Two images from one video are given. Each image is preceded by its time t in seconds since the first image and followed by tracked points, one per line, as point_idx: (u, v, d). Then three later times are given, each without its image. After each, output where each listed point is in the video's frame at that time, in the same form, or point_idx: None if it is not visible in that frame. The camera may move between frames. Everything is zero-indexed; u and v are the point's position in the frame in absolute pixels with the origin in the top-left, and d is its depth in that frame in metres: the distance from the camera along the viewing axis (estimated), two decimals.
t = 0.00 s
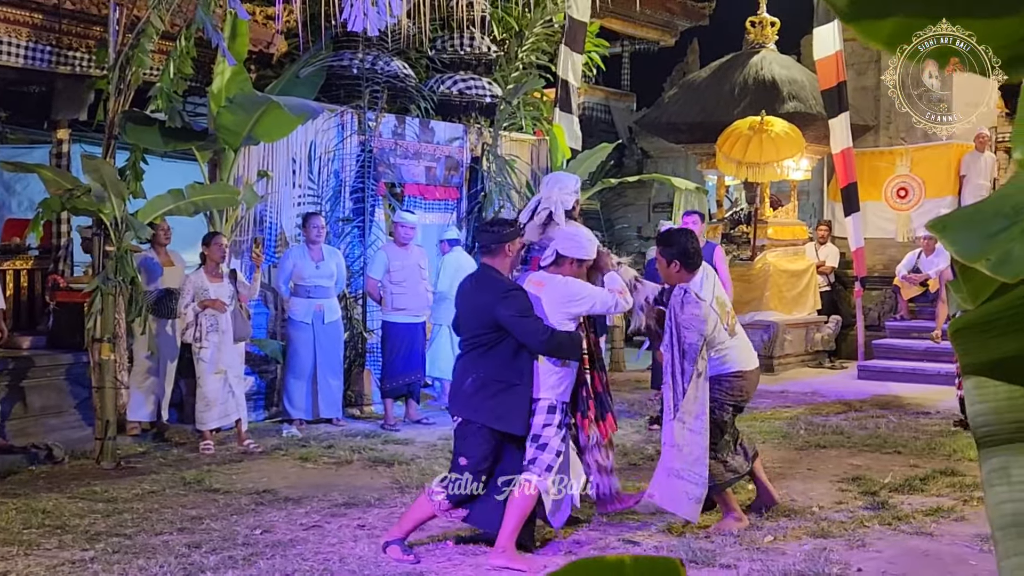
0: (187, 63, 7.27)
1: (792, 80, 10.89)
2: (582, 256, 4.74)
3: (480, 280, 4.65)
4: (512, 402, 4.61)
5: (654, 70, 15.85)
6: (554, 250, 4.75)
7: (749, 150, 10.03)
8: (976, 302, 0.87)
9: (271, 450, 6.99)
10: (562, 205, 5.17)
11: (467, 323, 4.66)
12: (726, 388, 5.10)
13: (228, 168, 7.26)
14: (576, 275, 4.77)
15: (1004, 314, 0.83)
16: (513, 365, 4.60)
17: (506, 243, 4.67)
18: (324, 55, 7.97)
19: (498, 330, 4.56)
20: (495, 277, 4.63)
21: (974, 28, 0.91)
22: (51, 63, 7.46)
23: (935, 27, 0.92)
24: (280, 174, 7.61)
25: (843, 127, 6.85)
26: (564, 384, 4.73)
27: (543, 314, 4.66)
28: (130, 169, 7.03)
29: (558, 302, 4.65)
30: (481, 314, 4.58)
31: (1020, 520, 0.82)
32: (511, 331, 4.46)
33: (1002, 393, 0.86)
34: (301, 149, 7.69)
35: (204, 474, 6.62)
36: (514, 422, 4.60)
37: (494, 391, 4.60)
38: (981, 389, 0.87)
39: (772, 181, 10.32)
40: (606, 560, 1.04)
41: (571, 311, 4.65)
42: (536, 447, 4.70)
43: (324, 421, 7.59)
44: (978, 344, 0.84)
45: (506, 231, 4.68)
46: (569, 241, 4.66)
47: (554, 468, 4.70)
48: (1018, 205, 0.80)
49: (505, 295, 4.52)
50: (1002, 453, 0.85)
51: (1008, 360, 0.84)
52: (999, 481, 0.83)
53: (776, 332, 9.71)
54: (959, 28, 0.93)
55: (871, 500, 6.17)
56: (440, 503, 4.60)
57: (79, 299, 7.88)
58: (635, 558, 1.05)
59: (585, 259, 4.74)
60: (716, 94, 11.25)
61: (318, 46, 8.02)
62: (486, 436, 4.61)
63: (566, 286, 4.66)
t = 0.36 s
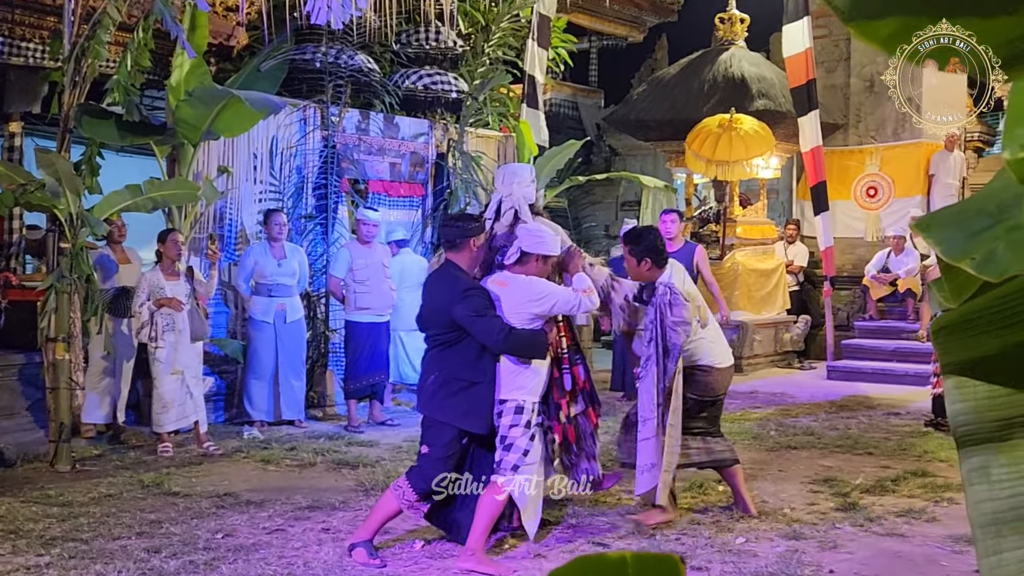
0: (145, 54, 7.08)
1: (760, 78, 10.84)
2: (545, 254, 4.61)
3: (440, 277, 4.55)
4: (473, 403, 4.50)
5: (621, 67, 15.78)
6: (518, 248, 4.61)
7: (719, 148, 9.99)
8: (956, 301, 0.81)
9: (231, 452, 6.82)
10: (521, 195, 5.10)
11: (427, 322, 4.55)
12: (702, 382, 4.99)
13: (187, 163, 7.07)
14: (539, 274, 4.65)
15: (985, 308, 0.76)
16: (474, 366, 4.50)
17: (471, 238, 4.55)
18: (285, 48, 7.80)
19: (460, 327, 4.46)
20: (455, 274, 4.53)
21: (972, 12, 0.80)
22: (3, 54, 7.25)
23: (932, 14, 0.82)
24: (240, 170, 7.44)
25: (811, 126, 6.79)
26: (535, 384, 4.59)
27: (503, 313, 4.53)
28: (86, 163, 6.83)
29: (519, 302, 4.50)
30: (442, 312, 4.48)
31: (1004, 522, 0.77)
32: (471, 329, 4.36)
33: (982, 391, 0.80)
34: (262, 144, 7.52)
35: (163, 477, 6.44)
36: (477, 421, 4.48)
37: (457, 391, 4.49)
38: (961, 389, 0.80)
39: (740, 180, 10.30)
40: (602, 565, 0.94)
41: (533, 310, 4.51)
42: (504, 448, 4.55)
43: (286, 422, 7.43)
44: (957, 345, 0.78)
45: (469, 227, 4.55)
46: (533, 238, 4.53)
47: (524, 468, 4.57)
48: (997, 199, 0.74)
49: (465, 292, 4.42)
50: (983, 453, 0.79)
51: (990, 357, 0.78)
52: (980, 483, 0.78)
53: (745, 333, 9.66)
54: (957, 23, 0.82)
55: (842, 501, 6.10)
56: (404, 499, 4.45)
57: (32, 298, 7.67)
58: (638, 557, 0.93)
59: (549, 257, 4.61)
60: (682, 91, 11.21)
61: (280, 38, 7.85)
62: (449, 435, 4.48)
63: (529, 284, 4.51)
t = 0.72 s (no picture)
0: (102, 42, 6.68)
1: (752, 69, 10.54)
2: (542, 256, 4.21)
3: (424, 278, 4.15)
4: (454, 413, 4.08)
5: (603, 61, 15.42)
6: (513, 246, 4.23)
7: (709, 144, 9.67)
8: (960, 299, 0.88)
9: (193, 463, 6.45)
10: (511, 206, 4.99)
11: (407, 323, 4.13)
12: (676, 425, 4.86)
13: (148, 157, 6.66)
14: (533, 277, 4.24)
15: (990, 308, 0.80)
16: (455, 373, 4.09)
17: (458, 238, 4.15)
18: (252, 36, 7.42)
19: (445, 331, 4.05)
20: (441, 275, 4.13)
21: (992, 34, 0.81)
22: None
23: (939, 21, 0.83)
24: (204, 165, 7.06)
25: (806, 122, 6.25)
26: (517, 393, 4.21)
27: (492, 317, 4.10)
28: (40, 157, 6.42)
29: (508, 305, 4.08)
30: (426, 313, 4.07)
31: (1006, 525, 0.84)
32: (461, 333, 3.97)
33: (985, 391, 0.85)
34: (226, 138, 7.15)
35: (121, 490, 6.05)
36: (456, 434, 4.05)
37: (438, 399, 4.07)
38: (963, 390, 0.86)
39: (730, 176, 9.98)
40: (605, 548, 0.94)
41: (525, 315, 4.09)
42: (484, 457, 4.14)
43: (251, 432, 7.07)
44: (959, 346, 0.82)
45: (458, 226, 4.16)
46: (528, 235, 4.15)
47: (507, 482, 4.17)
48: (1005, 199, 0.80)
49: (453, 293, 4.03)
50: (985, 452, 0.85)
51: (994, 357, 0.82)
52: (981, 485, 0.85)
53: (735, 339, 9.35)
54: (959, 27, 0.84)
55: (837, 513, 5.77)
56: (396, 509, 3.97)
57: None
58: (636, 544, 0.94)
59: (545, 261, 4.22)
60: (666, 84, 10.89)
61: (245, 27, 7.47)
62: (427, 447, 4.03)
63: (520, 286, 4.10)
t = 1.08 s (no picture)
0: (79, 39, 6.55)
1: (738, 74, 10.48)
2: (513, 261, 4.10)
3: (406, 283, 3.97)
4: (443, 421, 3.96)
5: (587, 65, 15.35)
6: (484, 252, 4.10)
7: (693, 148, 9.58)
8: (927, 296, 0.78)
9: (169, 468, 6.32)
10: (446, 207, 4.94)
11: (390, 329, 3.98)
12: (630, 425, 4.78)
13: (124, 157, 6.57)
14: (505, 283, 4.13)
15: (962, 306, 0.70)
16: (444, 379, 3.95)
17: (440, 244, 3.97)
18: (232, 35, 7.30)
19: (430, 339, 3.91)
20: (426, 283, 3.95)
21: (977, 10, 0.73)
22: None
23: (928, 25, 0.73)
24: (181, 166, 6.94)
25: (793, 126, 6.10)
26: (500, 398, 4.10)
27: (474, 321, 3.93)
28: (13, 156, 6.27)
29: (488, 309, 3.92)
30: (410, 321, 3.91)
31: (975, 523, 0.72)
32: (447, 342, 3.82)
33: (955, 386, 0.74)
34: (205, 139, 7.03)
35: (95, 496, 5.91)
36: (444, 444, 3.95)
37: (427, 408, 3.95)
38: (931, 386, 0.75)
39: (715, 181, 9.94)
40: (558, 527, 0.78)
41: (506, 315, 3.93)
42: (467, 464, 4.03)
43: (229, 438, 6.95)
44: (926, 342, 0.71)
45: (438, 232, 3.97)
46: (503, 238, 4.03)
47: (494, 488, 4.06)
48: (967, 189, 0.75)
49: (438, 301, 3.86)
50: (953, 451, 0.74)
51: (949, 358, 0.72)
52: (950, 483, 0.73)
53: (719, 345, 9.30)
54: (957, 26, 0.74)
55: (820, 521, 5.68)
56: (381, 518, 3.93)
57: None
58: (589, 523, 0.80)
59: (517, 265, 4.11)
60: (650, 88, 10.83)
61: (225, 26, 7.37)
62: (415, 456, 3.95)
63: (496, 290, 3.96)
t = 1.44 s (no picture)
0: (74, 47, 6.56)
1: (730, 84, 10.52)
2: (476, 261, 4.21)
3: (383, 293, 3.95)
4: (426, 428, 3.96)
5: (582, 74, 15.37)
6: (448, 260, 4.20)
7: (686, 157, 9.61)
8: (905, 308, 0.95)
9: (162, 474, 6.33)
10: (404, 205, 5.36)
11: (367, 341, 3.94)
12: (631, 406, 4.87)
13: (119, 164, 6.55)
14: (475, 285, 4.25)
15: (936, 315, 0.80)
16: (424, 386, 3.96)
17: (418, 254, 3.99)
18: (228, 43, 7.33)
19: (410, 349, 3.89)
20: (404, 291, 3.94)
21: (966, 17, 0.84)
22: None
23: (928, 24, 0.85)
24: (176, 174, 6.97)
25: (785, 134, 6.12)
26: (478, 401, 4.15)
27: (453, 328, 4.05)
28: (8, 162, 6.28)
29: (465, 314, 4.05)
30: (388, 329, 3.88)
31: (954, 527, 0.77)
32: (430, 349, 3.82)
33: (932, 395, 0.80)
34: (200, 146, 7.05)
35: (87, 502, 5.92)
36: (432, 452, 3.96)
37: (412, 417, 3.94)
38: (911, 394, 0.80)
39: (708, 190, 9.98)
40: (532, 528, 0.84)
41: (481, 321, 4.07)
42: (459, 471, 4.05)
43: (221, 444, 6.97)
44: (908, 349, 0.80)
45: (418, 243, 4.00)
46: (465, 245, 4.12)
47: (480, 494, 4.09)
48: (940, 199, 0.90)
49: (416, 309, 3.84)
50: (932, 458, 0.79)
51: (946, 362, 0.80)
52: (929, 488, 0.78)
53: (712, 354, 9.31)
54: (956, 26, 0.85)
55: (809, 529, 5.69)
56: (371, 527, 3.90)
57: None
58: (568, 522, 0.85)
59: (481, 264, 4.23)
60: (645, 98, 10.87)
61: (220, 33, 7.38)
62: (403, 466, 3.93)
63: (468, 294, 4.09)
